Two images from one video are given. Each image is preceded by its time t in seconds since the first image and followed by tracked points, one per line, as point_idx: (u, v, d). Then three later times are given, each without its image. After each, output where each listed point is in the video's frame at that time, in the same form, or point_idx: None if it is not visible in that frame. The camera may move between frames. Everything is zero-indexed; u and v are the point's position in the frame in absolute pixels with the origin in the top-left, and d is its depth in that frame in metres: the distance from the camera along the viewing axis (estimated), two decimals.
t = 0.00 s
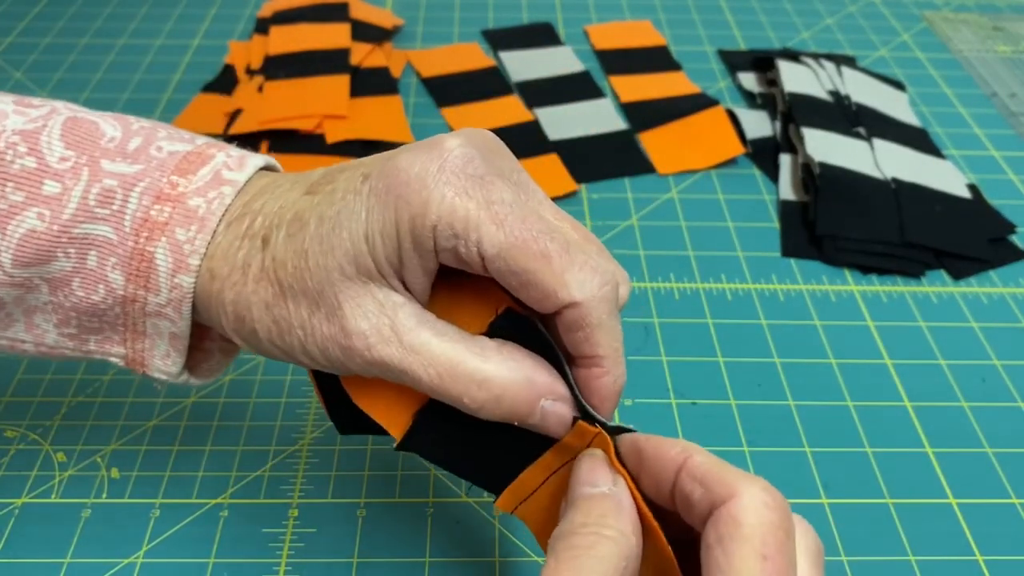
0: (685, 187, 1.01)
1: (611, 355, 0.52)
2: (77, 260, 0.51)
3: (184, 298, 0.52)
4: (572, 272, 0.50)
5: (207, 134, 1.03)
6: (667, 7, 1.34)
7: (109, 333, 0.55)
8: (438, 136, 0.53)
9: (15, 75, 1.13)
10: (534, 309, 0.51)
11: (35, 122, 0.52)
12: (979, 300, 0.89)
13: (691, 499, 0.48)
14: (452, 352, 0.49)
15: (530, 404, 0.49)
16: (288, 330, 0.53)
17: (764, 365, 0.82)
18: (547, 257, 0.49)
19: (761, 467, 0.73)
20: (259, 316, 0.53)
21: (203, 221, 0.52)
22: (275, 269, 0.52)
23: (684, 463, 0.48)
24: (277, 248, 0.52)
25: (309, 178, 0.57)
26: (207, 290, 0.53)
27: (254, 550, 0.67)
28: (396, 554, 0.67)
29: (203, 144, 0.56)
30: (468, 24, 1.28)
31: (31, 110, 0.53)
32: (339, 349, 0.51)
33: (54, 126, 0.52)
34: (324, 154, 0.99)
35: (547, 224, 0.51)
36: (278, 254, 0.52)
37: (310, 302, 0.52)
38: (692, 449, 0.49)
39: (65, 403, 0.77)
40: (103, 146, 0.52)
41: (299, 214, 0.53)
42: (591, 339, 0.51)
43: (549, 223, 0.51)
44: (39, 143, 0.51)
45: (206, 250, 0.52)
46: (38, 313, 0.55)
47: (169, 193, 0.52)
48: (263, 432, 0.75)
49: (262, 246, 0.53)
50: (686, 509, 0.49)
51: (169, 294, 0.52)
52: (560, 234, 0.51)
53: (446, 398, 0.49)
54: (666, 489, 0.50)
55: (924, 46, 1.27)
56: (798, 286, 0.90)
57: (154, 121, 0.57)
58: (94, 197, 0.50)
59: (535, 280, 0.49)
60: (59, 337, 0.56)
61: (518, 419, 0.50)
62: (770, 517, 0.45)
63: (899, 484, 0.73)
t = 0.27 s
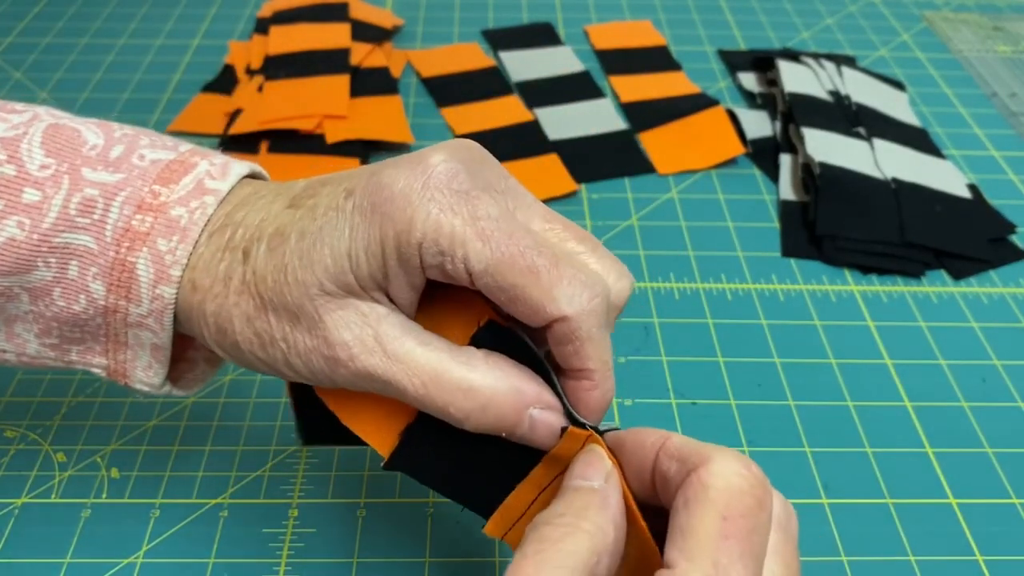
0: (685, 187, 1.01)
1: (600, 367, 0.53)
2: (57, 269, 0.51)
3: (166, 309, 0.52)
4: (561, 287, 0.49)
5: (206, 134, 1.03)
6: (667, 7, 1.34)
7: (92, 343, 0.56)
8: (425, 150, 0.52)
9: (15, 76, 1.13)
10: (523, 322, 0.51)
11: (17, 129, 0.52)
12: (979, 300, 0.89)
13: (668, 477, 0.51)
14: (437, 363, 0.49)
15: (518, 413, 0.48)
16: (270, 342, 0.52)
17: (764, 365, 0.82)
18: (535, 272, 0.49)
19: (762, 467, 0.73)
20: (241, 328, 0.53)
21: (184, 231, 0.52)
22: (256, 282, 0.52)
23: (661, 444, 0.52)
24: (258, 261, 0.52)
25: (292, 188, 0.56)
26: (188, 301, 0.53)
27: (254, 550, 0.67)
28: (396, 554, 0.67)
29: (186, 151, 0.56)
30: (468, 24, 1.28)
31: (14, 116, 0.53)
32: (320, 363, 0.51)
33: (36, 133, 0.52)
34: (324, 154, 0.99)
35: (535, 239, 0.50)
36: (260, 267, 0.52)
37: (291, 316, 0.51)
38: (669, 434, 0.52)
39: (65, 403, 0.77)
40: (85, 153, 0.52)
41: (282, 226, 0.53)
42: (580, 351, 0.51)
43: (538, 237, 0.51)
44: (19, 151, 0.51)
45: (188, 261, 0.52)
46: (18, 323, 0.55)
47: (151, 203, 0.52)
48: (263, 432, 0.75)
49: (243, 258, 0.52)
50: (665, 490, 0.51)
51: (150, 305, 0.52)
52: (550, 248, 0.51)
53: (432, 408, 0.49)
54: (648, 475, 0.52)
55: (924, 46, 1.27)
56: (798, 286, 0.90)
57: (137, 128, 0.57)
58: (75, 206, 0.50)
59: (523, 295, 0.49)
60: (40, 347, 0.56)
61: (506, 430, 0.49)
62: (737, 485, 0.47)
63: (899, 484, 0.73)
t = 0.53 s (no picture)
0: (685, 187, 1.01)
1: (601, 371, 0.53)
2: (53, 258, 0.51)
3: (161, 298, 0.52)
4: (565, 286, 0.50)
5: (206, 133, 1.03)
6: (667, 7, 1.34)
7: (90, 332, 0.55)
8: (431, 149, 0.53)
9: (15, 76, 1.13)
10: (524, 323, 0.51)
11: (14, 119, 0.52)
12: (979, 300, 0.89)
13: (662, 475, 0.51)
14: (431, 351, 0.48)
15: (513, 400, 0.48)
16: (262, 333, 0.52)
17: (764, 365, 0.82)
18: (540, 271, 0.49)
19: (761, 467, 0.73)
20: (234, 318, 0.52)
21: (180, 219, 0.52)
22: (253, 271, 0.52)
23: (660, 442, 0.52)
24: (255, 250, 0.52)
25: (293, 183, 0.56)
26: (182, 288, 0.52)
27: (254, 550, 0.67)
28: (395, 554, 0.67)
29: (183, 143, 0.56)
30: (467, 24, 1.28)
31: (12, 108, 0.53)
32: (312, 354, 0.50)
33: (32, 123, 0.52)
34: (324, 155, 0.99)
35: (539, 238, 0.51)
36: (257, 256, 0.52)
37: (286, 306, 0.51)
38: (665, 434, 0.53)
39: (65, 403, 0.77)
40: (81, 143, 0.52)
41: (282, 218, 0.53)
42: (582, 354, 0.51)
43: (542, 238, 0.51)
44: (15, 139, 0.51)
45: (184, 248, 0.52)
46: (17, 312, 0.55)
47: (147, 191, 0.52)
48: (263, 432, 0.75)
49: (241, 247, 0.52)
50: (659, 489, 0.51)
51: (146, 293, 0.52)
52: (554, 248, 0.51)
53: (427, 397, 0.48)
54: (642, 475, 0.52)
55: (924, 46, 1.27)
56: (798, 286, 0.89)
57: (134, 119, 0.57)
58: (70, 194, 0.51)
59: (526, 292, 0.49)
60: (38, 335, 0.56)
61: (502, 419, 0.49)
62: (729, 483, 0.47)
63: (899, 484, 0.73)
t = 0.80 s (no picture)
0: (685, 187, 1.01)
1: (597, 372, 0.54)
2: (52, 276, 0.51)
3: (161, 316, 0.52)
4: (565, 287, 0.50)
5: (205, 134, 1.03)
6: (667, 7, 1.34)
7: (86, 351, 0.55)
8: (425, 155, 0.52)
9: (15, 76, 1.13)
10: (523, 324, 0.52)
11: (12, 135, 0.52)
12: (979, 300, 0.89)
13: (651, 473, 0.50)
14: (429, 377, 0.48)
15: (512, 426, 0.48)
16: (267, 351, 0.52)
17: (764, 365, 0.82)
18: (540, 272, 0.50)
19: (761, 467, 0.73)
20: (238, 337, 0.53)
21: (179, 237, 0.52)
22: (253, 290, 0.51)
23: (650, 439, 0.52)
24: (256, 268, 0.52)
25: (290, 195, 0.56)
26: (184, 309, 0.52)
27: (254, 550, 0.67)
28: (395, 554, 0.67)
29: (182, 158, 0.56)
30: (467, 24, 1.28)
31: (12, 121, 0.53)
32: (317, 371, 0.50)
33: (31, 139, 0.52)
34: (324, 155, 0.99)
35: (537, 239, 0.51)
36: (257, 274, 0.52)
37: (288, 324, 0.51)
38: (654, 433, 0.53)
39: (65, 403, 0.77)
40: (80, 160, 0.52)
41: (279, 233, 0.52)
42: (580, 354, 0.53)
43: (539, 240, 0.51)
44: (14, 156, 0.51)
45: (184, 268, 0.52)
46: (14, 330, 0.55)
47: (146, 210, 0.51)
48: (263, 432, 0.74)
49: (240, 266, 0.52)
50: (648, 488, 0.51)
51: (145, 312, 0.52)
52: (552, 249, 0.52)
53: (425, 421, 0.48)
54: (633, 474, 0.52)
55: (924, 46, 1.27)
56: (798, 286, 0.89)
57: (133, 134, 0.57)
58: (69, 213, 0.50)
59: (527, 293, 0.50)
60: (34, 355, 0.56)
61: (500, 441, 0.49)
62: (716, 479, 0.47)
63: (899, 484, 0.73)
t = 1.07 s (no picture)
0: (685, 187, 1.01)
1: (594, 377, 0.54)
2: (43, 291, 0.51)
3: (152, 332, 0.52)
4: (557, 295, 0.50)
5: (205, 134, 1.03)
6: (667, 7, 1.34)
7: (78, 365, 0.55)
8: (416, 169, 0.53)
9: (15, 76, 1.13)
10: (517, 333, 0.52)
11: (7, 149, 0.52)
12: (979, 300, 0.89)
13: (639, 472, 0.50)
14: (427, 384, 0.48)
15: (513, 425, 0.48)
16: (262, 367, 0.52)
17: (764, 365, 0.82)
18: (532, 282, 0.50)
19: (761, 467, 0.73)
20: (234, 353, 0.52)
21: (171, 254, 0.52)
22: (247, 306, 0.51)
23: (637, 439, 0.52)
24: (250, 285, 0.52)
25: (282, 210, 0.56)
26: (178, 326, 0.52)
27: (254, 550, 0.67)
28: (396, 554, 0.67)
29: (176, 174, 0.55)
30: (467, 24, 1.27)
31: (7, 136, 0.53)
32: (314, 386, 0.50)
33: (24, 155, 0.52)
34: (324, 155, 0.99)
35: (529, 248, 0.51)
36: (250, 291, 0.51)
37: (283, 339, 0.51)
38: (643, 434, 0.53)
39: (65, 403, 0.77)
40: (73, 175, 0.52)
41: (272, 249, 0.52)
42: (576, 360, 0.53)
43: (531, 249, 0.52)
44: (8, 171, 0.51)
45: (177, 285, 0.52)
46: (7, 342, 0.54)
47: (138, 226, 0.51)
48: (263, 432, 0.74)
49: (233, 283, 0.52)
50: (636, 488, 0.51)
51: (136, 327, 0.51)
52: (542, 258, 0.51)
53: (425, 428, 0.48)
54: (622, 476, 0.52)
55: (924, 46, 1.27)
56: (798, 286, 0.89)
57: (128, 151, 0.57)
58: (62, 227, 0.50)
59: (519, 303, 0.50)
60: (26, 367, 0.56)
61: (502, 443, 0.49)
62: (701, 476, 0.47)
63: (899, 484, 0.73)
